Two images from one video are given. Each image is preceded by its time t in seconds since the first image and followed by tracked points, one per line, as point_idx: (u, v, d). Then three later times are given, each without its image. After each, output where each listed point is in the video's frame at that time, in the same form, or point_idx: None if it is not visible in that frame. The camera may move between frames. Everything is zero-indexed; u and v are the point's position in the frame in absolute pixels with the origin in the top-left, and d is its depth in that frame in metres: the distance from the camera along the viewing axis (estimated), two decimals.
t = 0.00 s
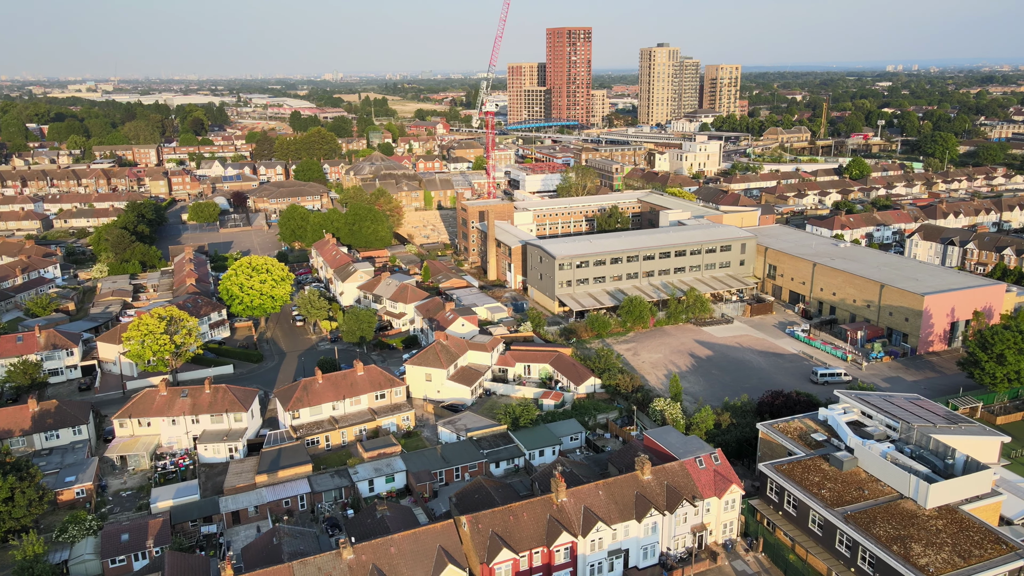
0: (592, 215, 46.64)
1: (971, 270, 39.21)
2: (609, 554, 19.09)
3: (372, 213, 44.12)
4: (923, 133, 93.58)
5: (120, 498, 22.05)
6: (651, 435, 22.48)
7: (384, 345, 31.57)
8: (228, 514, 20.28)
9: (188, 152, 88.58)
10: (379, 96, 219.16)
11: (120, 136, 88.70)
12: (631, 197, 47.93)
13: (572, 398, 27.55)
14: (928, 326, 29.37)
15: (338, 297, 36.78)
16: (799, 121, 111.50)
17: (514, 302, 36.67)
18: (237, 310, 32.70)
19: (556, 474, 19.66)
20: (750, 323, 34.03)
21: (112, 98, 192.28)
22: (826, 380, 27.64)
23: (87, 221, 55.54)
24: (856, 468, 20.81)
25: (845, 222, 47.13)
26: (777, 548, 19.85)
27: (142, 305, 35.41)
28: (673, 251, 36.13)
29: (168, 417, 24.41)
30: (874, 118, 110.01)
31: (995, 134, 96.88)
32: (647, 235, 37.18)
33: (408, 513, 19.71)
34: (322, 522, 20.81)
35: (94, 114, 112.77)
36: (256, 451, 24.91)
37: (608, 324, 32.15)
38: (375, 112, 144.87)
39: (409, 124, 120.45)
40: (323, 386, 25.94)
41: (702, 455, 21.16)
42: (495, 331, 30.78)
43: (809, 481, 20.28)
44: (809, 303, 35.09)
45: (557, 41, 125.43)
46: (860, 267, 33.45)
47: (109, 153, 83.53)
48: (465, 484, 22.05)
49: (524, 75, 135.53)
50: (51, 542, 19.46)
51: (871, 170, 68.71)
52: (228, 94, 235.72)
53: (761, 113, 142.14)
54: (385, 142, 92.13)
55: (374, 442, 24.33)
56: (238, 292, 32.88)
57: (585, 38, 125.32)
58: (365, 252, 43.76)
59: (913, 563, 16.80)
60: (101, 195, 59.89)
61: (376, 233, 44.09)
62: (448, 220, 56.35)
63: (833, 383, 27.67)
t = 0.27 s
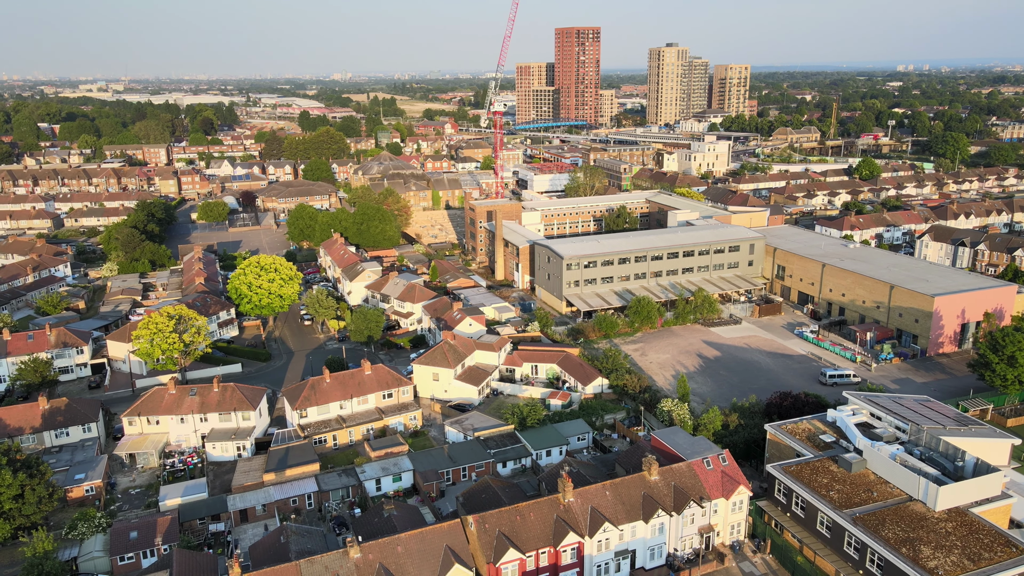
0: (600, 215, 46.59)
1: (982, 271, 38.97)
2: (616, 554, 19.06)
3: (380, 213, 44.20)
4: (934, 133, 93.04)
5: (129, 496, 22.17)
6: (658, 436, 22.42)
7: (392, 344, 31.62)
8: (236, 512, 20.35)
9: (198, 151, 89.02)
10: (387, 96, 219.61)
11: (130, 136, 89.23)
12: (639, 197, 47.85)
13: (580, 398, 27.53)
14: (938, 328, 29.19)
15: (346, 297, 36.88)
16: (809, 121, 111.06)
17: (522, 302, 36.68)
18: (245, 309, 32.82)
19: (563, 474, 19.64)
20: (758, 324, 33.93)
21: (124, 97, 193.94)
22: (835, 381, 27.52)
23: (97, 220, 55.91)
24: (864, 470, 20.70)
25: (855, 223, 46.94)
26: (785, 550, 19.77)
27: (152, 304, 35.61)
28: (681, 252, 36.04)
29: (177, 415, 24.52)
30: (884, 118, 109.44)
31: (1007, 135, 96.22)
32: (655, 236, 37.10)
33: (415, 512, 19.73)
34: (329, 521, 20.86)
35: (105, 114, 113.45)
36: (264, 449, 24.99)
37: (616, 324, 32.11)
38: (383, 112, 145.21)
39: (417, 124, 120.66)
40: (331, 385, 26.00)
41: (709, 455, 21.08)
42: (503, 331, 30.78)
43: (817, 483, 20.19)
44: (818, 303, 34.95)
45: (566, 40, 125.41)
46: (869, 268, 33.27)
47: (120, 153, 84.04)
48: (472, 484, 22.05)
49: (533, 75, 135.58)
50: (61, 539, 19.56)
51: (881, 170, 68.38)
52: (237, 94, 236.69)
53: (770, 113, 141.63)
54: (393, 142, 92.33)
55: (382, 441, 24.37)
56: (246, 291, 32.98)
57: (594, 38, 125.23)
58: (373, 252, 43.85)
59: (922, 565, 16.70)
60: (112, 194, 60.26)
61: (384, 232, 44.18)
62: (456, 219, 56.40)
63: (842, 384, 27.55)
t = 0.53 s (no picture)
0: (604, 215, 46.55)
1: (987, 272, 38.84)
2: (620, 555, 19.02)
3: (384, 213, 44.25)
4: (940, 134, 92.73)
5: (134, 495, 22.22)
6: (663, 436, 22.38)
7: (396, 344, 31.64)
8: (240, 511, 20.37)
9: (203, 151, 89.21)
10: (392, 96, 219.78)
11: (136, 136, 89.51)
12: (643, 197, 47.81)
13: (584, 398, 27.52)
14: (943, 328, 29.11)
15: (351, 296, 36.92)
16: (814, 121, 110.80)
17: (526, 302, 36.67)
18: (249, 308, 32.88)
19: (567, 474, 19.62)
20: (763, 325, 33.88)
21: (129, 96, 194.56)
22: (840, 382, 27.45)
23: (103, 220, 56.09)
24: (869, 471, 20.62)
25: (860, 223, 46.84)
26: (789, 551, 19.70)
27: (157, 303, 35.70)
28: (686, 252, 36.00)
29: (181, 414, 24.57)
30: (890, 119, 109.12)
31: (1013, 135, 95.82)
32: (659, 236, 37.06)
33: (418, 512, 19.73)
34: (333, 520, 20.89)
35: (111, 114, 113.77)
36: (268, 448, 25.03)
37: (620, 324, 32.10)
38: (388, 112, 145.35)
39: (422, 123, 120.70)
40: (335, 384, 26.02)
41: (713, 456, 21.03)
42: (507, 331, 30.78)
43: (821, 484, 20.13)
44: (823, 304, 34.87)
45: (570, 41, 125.38)
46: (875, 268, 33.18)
47: (125, 153, 84.28)
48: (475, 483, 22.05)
49: (537, 75, 135.57)
50: (66, 537, 19.60)
51: (886, 170, 68.19)
52: (242, 94, 237.12)
53: (775, 113, 141.30)
54: (398, 142, 92.40)
55: (385, 441, 24.39)
56: (251, 291, 33.03)
57: (598, 38, 125.15)
58: (378, 251, 43.90)
59: (927, 567, 16.65)
60: (117, 194, 60.42)
61: (388, 232, 44.22)
62: (460, 219, 56.42)
63: (847, 385, 27.48)
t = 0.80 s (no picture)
0: (605, 215, 46.56)
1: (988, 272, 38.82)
2: (621, 555, 19.01)
3: (385, 213, 44.27)
4: (941, 134, 92.67)
5: (135, 494, 22.24)
6: (663, 437, 22.38)
7: (397, 344, 31.64)
8: (240, 511, 20.37)
9: (205, 151, 89.28)
10: (393, 96, 219.90)
11: (137, 136, 89.55)
12: (644, 197, 47.81)
13: (584, 398, 27.51)
14: (945, 328, 29.08)
15: (352, 296, 36.93)
16: (815, 121, 110.78)
17: (527, 302, 36.67)
18: (250, 308, 32.90)
19: (568, 474, 19.61)
20: (764, 325, 33.88)
21: (130, 96, 194.84)
22: (841, 382, 27.44)
23: (104, 220, 56.14)
24: (870, 471, 20.60)
25: (861, 223, 46.85)
26: (790, 551, 19.69)
27: (158, 303, 35.73)
28: (687, 252, 36.00)
29: (182, 414, 24.59)
30: (891, 119, 109.07)
31: (1014, 135, 95.69)
32: (660, 236, 37.06)
33: (419, 512, 19.73)
34: (334, 520, 20.90)
35: (112, 114, 113.87)
36: (269, 448, 25.04)
37: (621, 324, 32.10)
38: (389, 111, 145.48)
39: (423, 123, 120.74)
40: (336, 384, 26.03)
41: (714, 456, 21.01)
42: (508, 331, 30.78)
43: (823, 484, 20.11)
44: (824, 304, 34.84)
45: (572, 41, 125.44)
46: (876, 268, 33.17)
47: (127, 153, 84.35)
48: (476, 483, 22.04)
49: (538, 75, 135.64)
50: (66, 537, 19.60)
51: (888, 170, 68.18)
52: (243, 94, 237.27)
53: (776, 113, 141.30)
54: (399, 142, 92.43)
55: (386, 441, 24.39)
56: (252, 290, 33.04)
57: (599, 38, 125.18)
58: (379, 251, 43.92)
59: (928, 567, 16.64)
60: (118, 194, 60.45)
61: (389, 232, 44.23)
62: (460, 219, 56.45)
63: (848, 385, 27.46)
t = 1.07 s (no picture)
0: (606, 215, 46.56)
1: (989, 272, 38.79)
2: (621, 555, 19.00)
3: (386, 213, 44.28)
4: (942, 134, 92.62)
5: (136, 494, 22.25)
6: (664, 437, 22.36)
7: (397, 344, 31.63)
8: (241, 511, 20.36)
9: (206, 151, 89.36)
10: (394, 96, 220.04)
11: (138, 135, 89.61)
12: (645, 197, 47.80)
13: (585, 398, 27.51)
14: (946, 328, 29.06)
15: (352, 296, 36.93)
16: (816, 121, 110.77)
17: (528, 302, 36.66)
18: (251, 308, 32.91)
19: (568, 474, 19.59)
20: (765, 325, 33.88)
21: (131, 96, 195.10)
22: (842, 382, 27.41)
23: (105, 220, 56.20)
24: (871, 472, 20.58)
25: (862, 223, 46.83)
26: (791, 551, 19.67)
27: (159, 303, 35.75)
28: (687, 252, 35.99)
29: (183, 414, 24.59)
30: (892, 119, 109.02)
31: (1016, 135, 95.58)
32: (661, 236, 37.06)
33: (420, 512, 19.73)
34: (334, 520, 20.89)
35: (113, 114, 113.98)
36: (269, 448, 25.04)
37: (622, 324, 32.10)
38: (390, 111, 145.60)
39: (424, 123, 120.81)
40: (337, 383, 26.03)
41: (715, 456, 21.00)
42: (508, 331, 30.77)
43: (824, 484, 20.09)
44: (825, 304, 34.82)
45: (572, 41, 125.48)
46: (876, 268, 33.15)
47: (127, 152, 84.44)
48: (476, 483, 22.02)
49: (539, 75, 135.67)
50: (66, 536, 19.60)
51: (888, 170, 68.15)
52: (244, 93, 237.47)
53: (777, 113, 141.32)
54: (399, 142, 92.50)
55: (387, 441, 24.39)
56: (253, 290, 33.05)
57: (600, 38, 125.21)
58: (379, 251, 43.94)
59: (929, 567, 16.63)
60: (119, 194, 60.50)
61: (390, 232, 44.23)
62: (461, 219, 56.47)
63: (849, 384, 27.44)
